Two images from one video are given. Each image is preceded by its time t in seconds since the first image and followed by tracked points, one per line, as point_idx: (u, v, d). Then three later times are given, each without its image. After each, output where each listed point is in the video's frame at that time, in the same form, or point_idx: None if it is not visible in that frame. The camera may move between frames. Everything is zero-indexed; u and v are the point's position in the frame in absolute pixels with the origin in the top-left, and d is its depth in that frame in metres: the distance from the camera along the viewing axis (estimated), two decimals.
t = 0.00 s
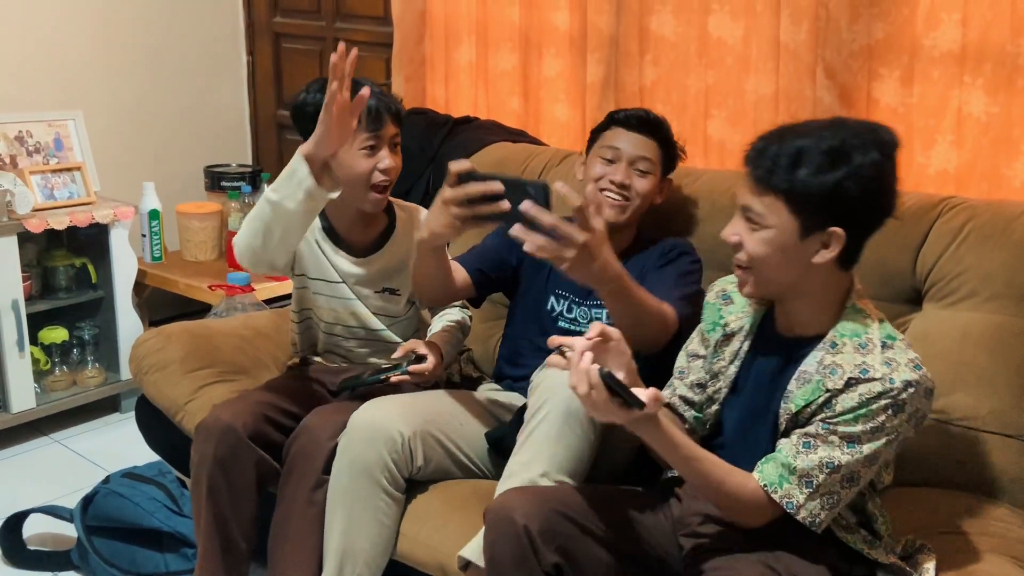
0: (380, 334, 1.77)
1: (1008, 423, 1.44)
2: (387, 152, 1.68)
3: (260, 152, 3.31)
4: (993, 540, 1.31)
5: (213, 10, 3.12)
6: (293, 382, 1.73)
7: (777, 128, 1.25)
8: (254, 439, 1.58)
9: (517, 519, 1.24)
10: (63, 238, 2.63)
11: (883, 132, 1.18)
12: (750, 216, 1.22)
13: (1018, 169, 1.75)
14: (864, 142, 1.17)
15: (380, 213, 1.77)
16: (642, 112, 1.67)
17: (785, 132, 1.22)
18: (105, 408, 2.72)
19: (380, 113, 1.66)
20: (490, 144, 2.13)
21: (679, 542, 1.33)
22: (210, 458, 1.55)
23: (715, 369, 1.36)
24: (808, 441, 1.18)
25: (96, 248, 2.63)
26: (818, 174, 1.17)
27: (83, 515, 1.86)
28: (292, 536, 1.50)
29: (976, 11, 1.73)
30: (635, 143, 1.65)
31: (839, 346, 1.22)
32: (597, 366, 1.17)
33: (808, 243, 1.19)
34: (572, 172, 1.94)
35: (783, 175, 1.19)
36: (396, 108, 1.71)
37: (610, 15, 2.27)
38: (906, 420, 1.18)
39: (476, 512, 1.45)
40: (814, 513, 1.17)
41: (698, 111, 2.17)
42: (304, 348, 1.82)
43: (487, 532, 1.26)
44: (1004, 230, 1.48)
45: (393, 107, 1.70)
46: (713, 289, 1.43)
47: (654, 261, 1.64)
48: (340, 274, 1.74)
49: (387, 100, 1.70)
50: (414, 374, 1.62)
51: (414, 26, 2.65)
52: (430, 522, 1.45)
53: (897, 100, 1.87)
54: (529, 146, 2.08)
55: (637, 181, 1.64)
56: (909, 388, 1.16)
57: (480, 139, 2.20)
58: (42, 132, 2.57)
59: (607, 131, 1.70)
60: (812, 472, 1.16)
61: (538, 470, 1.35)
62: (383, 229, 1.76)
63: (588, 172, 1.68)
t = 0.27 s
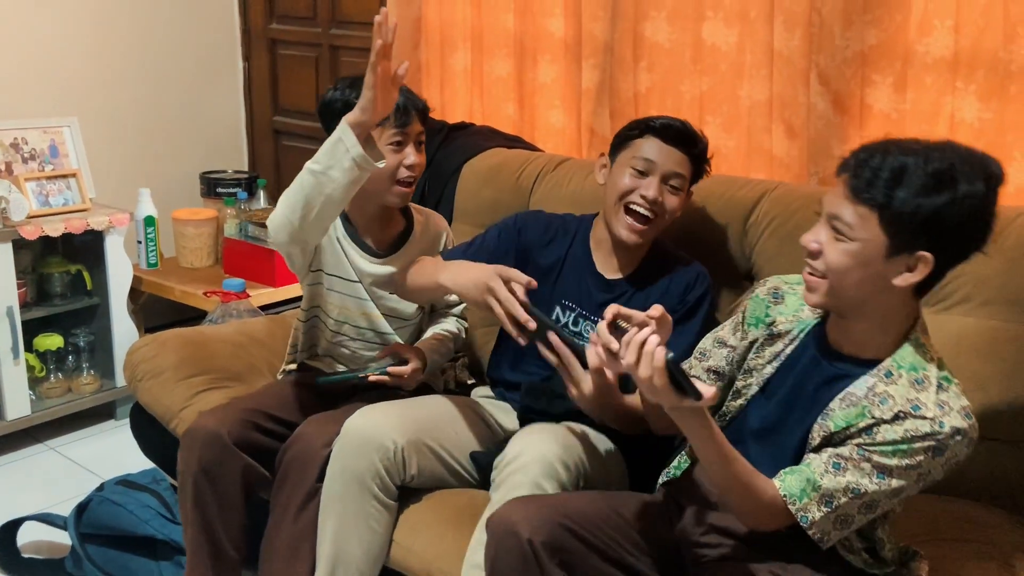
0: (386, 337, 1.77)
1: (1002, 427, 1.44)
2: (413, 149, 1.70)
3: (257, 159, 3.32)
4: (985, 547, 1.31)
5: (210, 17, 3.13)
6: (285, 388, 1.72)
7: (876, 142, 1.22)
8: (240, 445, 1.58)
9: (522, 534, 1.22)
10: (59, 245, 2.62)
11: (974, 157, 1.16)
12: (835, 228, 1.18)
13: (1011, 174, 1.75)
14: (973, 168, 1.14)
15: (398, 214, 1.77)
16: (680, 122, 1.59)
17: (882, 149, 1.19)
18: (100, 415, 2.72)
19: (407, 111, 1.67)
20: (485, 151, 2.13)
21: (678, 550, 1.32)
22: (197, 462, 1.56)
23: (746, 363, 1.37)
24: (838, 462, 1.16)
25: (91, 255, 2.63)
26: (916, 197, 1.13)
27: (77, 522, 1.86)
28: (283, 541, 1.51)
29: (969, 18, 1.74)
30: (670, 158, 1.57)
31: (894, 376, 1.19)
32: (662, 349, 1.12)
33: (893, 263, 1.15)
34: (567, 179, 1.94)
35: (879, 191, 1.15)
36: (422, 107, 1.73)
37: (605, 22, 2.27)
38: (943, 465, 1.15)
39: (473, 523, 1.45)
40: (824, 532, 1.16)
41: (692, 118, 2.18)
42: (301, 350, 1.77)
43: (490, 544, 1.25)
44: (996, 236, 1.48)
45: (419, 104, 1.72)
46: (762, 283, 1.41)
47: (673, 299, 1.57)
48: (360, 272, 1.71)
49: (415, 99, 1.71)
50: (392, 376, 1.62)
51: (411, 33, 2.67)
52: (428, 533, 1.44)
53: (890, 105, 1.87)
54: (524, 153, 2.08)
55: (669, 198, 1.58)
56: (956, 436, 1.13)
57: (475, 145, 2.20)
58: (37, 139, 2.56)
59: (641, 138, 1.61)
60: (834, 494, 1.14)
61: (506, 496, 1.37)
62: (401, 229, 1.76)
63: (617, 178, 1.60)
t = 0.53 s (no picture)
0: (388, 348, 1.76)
1: (993, 429, 1.45)
2: (428, 150, 1.71)
3: (248, 162, 3.31)
4: (975, 549, 1.31)
5: (200, 19, 3.12)
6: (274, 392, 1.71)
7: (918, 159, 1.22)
8: (225, 450, 1.58)
9: (539, 539, 1.21)
10: (48, 249, 2.61)
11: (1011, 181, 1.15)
12: (863, 244, 1.18)
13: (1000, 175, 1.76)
14: (1015, 197, 1.13)
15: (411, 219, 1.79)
16: (681, 128, 1.58)
17: (924, 166, 1.18)
18: (90, 420, 2.71)
19: (425, 112, 1.69)
20: (476, 153, 2.13)
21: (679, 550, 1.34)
22: (180, 469, 1.55)
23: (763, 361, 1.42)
24: (842, 488, 1.15)
25: (81, 259, 2.62)
26: (951, 222, 1.13)
27: (66, 528, 1.85)
28: (277, 545, 1.50)
29: (957, 20, 1.75)
30: (670, 168, 1.56)
31: (909, 407, 1.17)
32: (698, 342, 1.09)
33: (917, 287, 1.15)
34: (558, 184, 1.94)
35: (913, 212, 1.15)
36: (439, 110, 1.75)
37: (595, 24, 2.27)
38: (949, 503, 1.14)
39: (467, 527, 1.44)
40: (820, 558, 1.15)
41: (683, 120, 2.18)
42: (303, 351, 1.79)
43: (503, 545, 1.23)
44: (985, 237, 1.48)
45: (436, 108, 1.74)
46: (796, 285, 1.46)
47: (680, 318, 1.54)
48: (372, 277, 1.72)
49: (433, 101, 1.75)
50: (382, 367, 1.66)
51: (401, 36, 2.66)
52: (423, 538, 1.43)
53: (880, 107, 1.88)
54: (515, 155, 2.08)
55: (670, 207, 1.58)
56: (966, 475, 1.12)
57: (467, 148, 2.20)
58: (27, 143, 2.56)
59: (644, 144, 1.60)
60: (835, 522, 1.13)
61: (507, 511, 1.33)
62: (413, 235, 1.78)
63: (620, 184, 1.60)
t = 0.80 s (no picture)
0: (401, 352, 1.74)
1: (986, 427, 1.45)
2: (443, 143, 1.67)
3: (239, 162, 3.29)
4: (969, 548, 1.31)
5: (190, 19, 3.11)
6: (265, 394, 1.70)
7: (893, 159, 1.18)
8: (218, 457, 1.57)
9: (524, 549, 1.22)
10: (38, 251, 2.59)
11: (985, 185, 1.11)
12: (829, 248, 1.16)
13: (992, 174, 1.76)
14: (987, 203, 1.09)
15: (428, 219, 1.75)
16: (673, 113, 1.62)
17: (896, 168, 1.15)
18: (81, 422, 2.69)
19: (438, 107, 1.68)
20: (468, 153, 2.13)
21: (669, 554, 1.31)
22: (171, 475, 1.55)
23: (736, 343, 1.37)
24: (816, 502, 1.12)
25: (71, 261, 2.60)
26: (915, 228, 1.10)
27: (56, 532, 1.84)
28: (269, 549, 1.49)
29: (948, 19, 1.75)
30: (661, 147, 1.60)
31: (879, 412, 1.15)
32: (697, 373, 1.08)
33: (879, 291, 1.13)
34: (551, 183, 1.93)
35: (878, 216, 1.12)
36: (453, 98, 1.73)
37: (587, 24, 2.27)
38: (926, 509, 1.10)
39: (461, 531, 1.42)
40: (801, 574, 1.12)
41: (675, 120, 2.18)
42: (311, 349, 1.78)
43: (489, 554, 1.25)
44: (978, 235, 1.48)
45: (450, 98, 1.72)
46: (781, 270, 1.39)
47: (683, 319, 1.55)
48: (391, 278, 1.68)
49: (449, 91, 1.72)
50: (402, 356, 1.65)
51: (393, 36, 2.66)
52: (416, 543, 1.42)
53: (872, 106, 1.88)
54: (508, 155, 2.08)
55: (659, 185, 1.58)
56: (937, 479, 1.08)
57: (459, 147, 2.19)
58: (15, 143, 2.54)
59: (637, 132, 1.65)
60: (812, 537, 1.10)
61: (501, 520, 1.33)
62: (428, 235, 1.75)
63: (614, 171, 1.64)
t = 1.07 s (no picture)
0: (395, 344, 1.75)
1: (979, 424, 1.45)
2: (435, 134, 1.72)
3: (231, 161, 3.28)
4: (963, 545, 1.31)
5: (181, 17, 3.09)
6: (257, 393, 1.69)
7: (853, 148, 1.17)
8: (215, 458, 1.56)
9: (502, 571, 1.22)
10: (28, 251, 2.58)
11: (944, 164, 1.10)
12: (798, 242, 1.14)
13: (984, 170, 1.76)
14: (947, 182, 1.08)
15: (416, 214, 1.79)
16: (663, 121, 1.68)
17: (856, 157, 1.13)
18: (72, 423, 2.67)
19: (429, 100, 1.73)
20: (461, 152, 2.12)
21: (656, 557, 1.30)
22: (167, 474, 1.54)
23: (711, 333, 1.35)
24: (798, 505, 1.12)
25: (61, 260, 2.58)
26: (881, 213, 1.08)
27: (47, 534, 1.82)
28: (263, 552, 1.48)
29: (940, 15, 1.75)
30: (650, 150, 1.65)
31: (857, 409, 1.13)
32: (662, 408, 1.07)
33: (853, 282, 1.11)
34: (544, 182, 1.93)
35: (842, 205, 1.10)
36: (449, 97, 1.79)
37: (579, 21, 2.26)
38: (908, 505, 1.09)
39: (455, 533, 1.42)
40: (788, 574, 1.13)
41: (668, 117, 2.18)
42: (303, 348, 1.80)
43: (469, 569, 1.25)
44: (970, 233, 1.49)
45: (444, 96, 1.78)
46: (760, 259, 1.33)
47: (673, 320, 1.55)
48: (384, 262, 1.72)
49: (441, 87, 1.77)
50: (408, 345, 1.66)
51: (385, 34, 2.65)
52: (409, 545, 1.41)
53: (865, 103, 1.88)
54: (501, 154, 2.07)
55: (648, 185, 1.63)
56: (919, 478, 1.07)
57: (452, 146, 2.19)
58: (4, 142, 2.52)
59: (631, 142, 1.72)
60: (796, 540, 1.11)
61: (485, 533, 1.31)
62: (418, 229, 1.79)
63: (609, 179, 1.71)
